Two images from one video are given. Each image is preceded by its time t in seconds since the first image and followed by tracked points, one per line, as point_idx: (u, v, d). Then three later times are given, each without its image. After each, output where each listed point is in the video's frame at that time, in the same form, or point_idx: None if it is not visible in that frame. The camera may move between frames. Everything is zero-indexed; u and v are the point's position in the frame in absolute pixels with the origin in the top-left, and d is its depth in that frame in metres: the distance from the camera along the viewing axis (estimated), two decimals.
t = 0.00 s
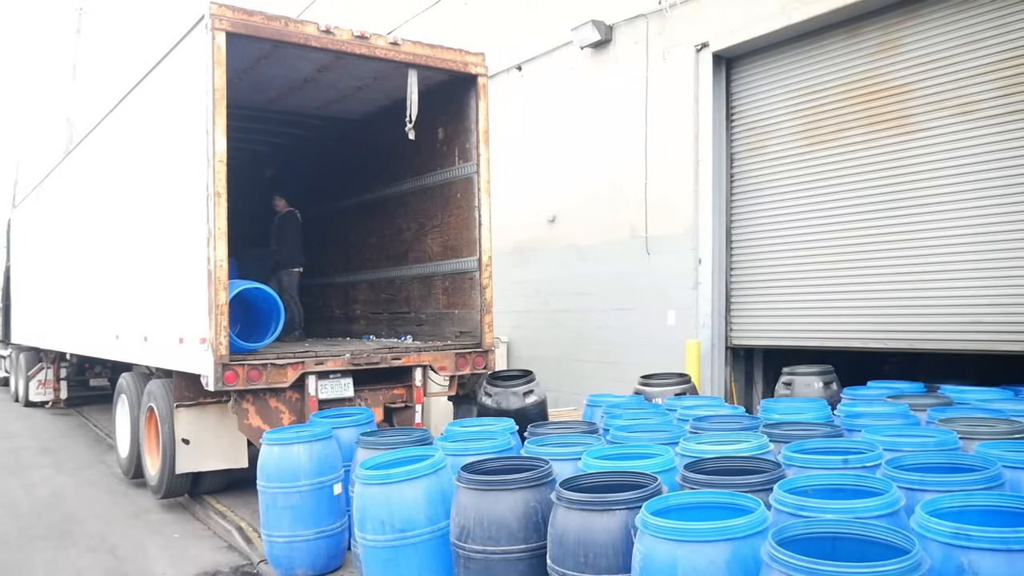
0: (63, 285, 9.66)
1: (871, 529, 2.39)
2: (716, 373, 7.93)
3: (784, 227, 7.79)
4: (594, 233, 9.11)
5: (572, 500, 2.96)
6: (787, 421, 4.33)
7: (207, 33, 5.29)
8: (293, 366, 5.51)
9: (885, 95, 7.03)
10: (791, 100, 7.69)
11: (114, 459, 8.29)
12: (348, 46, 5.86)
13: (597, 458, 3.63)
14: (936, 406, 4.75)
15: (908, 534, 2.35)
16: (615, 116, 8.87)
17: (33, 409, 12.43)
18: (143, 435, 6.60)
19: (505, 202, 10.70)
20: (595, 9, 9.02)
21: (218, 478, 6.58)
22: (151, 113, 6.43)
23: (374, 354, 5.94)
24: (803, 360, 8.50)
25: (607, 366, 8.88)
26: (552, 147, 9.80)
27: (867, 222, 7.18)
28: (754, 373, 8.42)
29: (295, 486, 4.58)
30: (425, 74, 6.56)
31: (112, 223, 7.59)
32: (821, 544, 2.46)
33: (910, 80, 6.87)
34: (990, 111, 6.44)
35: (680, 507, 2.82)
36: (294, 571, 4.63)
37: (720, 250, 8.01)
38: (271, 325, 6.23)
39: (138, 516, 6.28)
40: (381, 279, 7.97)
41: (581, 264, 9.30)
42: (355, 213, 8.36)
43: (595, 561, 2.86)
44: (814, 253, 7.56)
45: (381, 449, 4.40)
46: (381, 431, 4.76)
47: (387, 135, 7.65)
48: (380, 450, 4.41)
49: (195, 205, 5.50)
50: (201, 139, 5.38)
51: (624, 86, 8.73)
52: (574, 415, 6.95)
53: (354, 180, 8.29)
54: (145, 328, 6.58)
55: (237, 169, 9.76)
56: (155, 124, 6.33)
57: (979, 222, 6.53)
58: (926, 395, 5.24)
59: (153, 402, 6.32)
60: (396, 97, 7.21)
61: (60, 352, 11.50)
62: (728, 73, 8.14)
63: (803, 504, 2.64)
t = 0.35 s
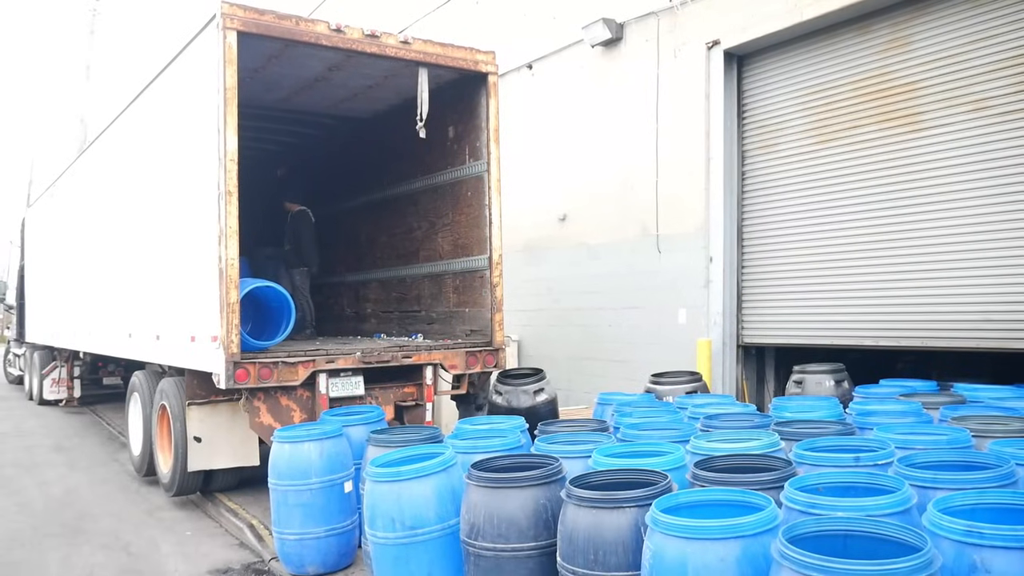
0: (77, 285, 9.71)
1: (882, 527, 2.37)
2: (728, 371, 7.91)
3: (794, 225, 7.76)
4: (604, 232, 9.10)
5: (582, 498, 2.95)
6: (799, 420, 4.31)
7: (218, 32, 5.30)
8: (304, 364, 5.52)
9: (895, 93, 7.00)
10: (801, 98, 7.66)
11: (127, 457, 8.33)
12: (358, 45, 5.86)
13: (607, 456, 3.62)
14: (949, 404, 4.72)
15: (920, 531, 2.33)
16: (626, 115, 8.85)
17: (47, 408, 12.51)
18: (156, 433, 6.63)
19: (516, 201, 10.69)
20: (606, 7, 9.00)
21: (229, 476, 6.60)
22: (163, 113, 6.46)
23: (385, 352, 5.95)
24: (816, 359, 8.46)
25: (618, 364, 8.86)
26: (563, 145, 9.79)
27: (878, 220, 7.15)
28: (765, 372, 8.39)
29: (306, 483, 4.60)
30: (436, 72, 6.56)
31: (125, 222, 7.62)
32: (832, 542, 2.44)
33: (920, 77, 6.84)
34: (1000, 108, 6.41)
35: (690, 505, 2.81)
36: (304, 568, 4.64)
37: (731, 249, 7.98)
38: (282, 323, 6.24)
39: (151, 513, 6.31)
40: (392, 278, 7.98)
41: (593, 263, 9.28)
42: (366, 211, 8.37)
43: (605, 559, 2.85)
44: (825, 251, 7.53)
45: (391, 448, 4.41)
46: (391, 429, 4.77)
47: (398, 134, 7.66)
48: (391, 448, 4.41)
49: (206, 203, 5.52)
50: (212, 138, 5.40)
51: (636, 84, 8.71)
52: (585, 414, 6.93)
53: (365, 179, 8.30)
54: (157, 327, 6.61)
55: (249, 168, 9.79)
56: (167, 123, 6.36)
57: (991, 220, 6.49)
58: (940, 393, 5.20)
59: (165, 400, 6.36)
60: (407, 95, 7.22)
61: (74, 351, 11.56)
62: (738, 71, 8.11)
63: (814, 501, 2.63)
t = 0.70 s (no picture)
0: (85, 284, 9.73)
1: (889, 527, 2.36)
2: (734, 371, 7.89)
3: (802, 225, 7.74)
4: (611, 232, 9.09)
5: (588, 497, 2.95)
6: (805, 419, 4.30)
7: (225, 32, 5.31)
8: (310, 364, 5.53)
9: (903, 91, 6.98)
10: (809, 97, 7.64)
11: (134, 456, 8.35)
12: (365, 44, 5.87)
13: (613, 455, 3.61)
14: (956, 404, 4.70)
15: (926, 531, 2.33)
16: (632, 114, 8.84)
17: (55, 407, 12.56)
18: (163, 432, 6.65)
19: (523, 201, 10.69)
20: (613, 6, 8.99)
21: (236, 474, 6.62)
22: (171, 113, 6.47)
23: (391, 351, 5.95)
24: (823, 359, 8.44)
25: (624, 364, 8.85)
26: (570, 145, 9.79)
27: (886, 220, 7.13)
28: (772, 372, 8.38)
29: (312, 483, 4.60)
30: (442, 72, 6.57)
31: (132, 221, 7.64)
32: (838, 541, 2.44)
33: (929, 76, 6.82)
34: (1009, 106, 6.38)
35: (696, 505, 2.81)
36: (311, 567, 4.65)
37: (737, 248, 7.97)
38: (289, 323, 6.25)
39: (158, 512, 6.32)
40: (398, 278, 7.99)
41: (599, 263, 9.27)
42: (373, 211, 8.38)
43: (610, 558, 2.85)
44: (833, 251, 7.51)
45: (397, 447, 4.41)
46: (397, 428, 4.77)
47: (404, 134, 7.66)
48: (397, 448, 4.42)
49: (213, 203, 5.53)
50: (219, 138, 5.41)
51: (642, 84, 8.70)
52: (591, 414, 6.92)
53: (371, 179, 8.31)
54: (165, 326, 6.62)
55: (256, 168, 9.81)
56: (174, 123, 6.37)
57: (1000, 219, 6.47)
58: (947, 394, 5.18)
59: (172, 399, 6.37)
60: (413, 95, 7.23)
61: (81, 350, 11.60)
62: (746, 70, 8.09)
63: (820, 501, 2.62)
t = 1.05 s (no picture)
0: (88, 285, 9.74)
1: (891, 527, 2.36)
2: (737, 371, 7.89)
3: (805, 225, 7.73)
4: (613, 232, 9.08)
5: (590, 497, 2.95)
6: (808, 420, 4.29)
7: (227, 33, 5.32)
8: (312, 364, 5.53)
9: (906, 91, 6.97)
10: (812, 97, 7.63)
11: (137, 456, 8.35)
12: (367, 45, 5.87)
13: (616, 455, 3.61)
14: (959, 405, 4.69)
15: (929, 531, 2.32)
16: (635, 115, 8.84)
17: (58, 408, 12.58)
18: (165, 432, 6.65)
19: (525, 201, 10.69)
20: (615, 6, 9.00)
21: (239, 475, 6.62)
22: (173, 113, 6.48)
23: (393, 352, 5.95)
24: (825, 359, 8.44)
25: (627, 365, 8.85)
26: (572, 146, 9.78)
27: (889, 220, 7.12)
28: (774, 372, 8.37)
29: (314, 483, 4.60)
30: (444, 72, 6.57)
31: (135, 222, 7.64)
32: (841, 542, 2.43)
33: (931, 76, 6.81)
34: (1012, 106, 6.38)
35: (699, 505, 2.81)
36: (313, 567, 4.65)
37: (740, 248, 7.96)
38: (291, 324, 6.25)
39: (160, 513, 6.33)
40: (400, 278, 7.99)
41: (602, 263, 9.27)
42: (375, 212, 8.39)
43: (613, 558, 2.85)
44: (836, 251, 7.50)
45: (399, 447, 4.41)
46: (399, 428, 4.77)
47: (406, 134, 7.67)
48: (399, 448, 4.42)
49: (216, 204, 5.54)
50: (222, 139, 5.42)
51: (645, 84, 8.69)
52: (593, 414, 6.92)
53: (373, 179, 8.31)
54: (167, 326, 6.62)
55: (259, 169, 9.82)
56: (177, 124, 6.37)
57: (1002, 219, 6.47)
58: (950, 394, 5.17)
59: (175, 400, 6.38)
60: (415, 95, 7.23)
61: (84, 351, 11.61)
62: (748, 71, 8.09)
63: (823, 501, 2.62)
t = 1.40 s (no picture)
0: (87, 284, 9.74)
1: (887, 527, 2.37)
2: (736, 371, 7.89)
3: (804, 225, 7.74)
4: (612, 232, 9.09)
5: (588, 497, 2.95)
6: (806, 420, 4.30)
7: (227, 33, 5.32)
8: (311, 364, 5.54)
9: (905, 92, 6.98)
10: (811, 97, 7.64)
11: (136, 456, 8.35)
12: (366, 45, 5.87)
13: (614, 455, 3.62)
14: (957, 405, 4.70)
15: (925, 531, 2.33)
16: (634, 115, 8.85)
17: (57, 407, 12.58)
18: (164, 432, 6.66)
19: (524, 201, 10.70)
20: (614, 7, 9.00)
21: (238, 475, 6.63)
22: (172, 113, 6.48)
23: (392, 352, 5.95)
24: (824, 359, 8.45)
25: (625, 365, 8.86)
26: (571, 146, 9.79)
27: (888, 220, 7.12)
28: (773, 372, 8.38)
29: (313, 482, 4.61)
30: (443, 73, 6.57)
31: (134, 221, 7.65)
32: (838, 541, 2.44)
33: (931, 76, 6.82)
34: (1011, 106, 6.39)
35: (696, 505, 2.81)
36: (312, 567, 4.65)
37: (738, 248, 7.97)
38: (290, 324, 6.26)
39: (159, 513, 6.33)
40: (399, 278, 8.00)
41: (600, 263, 9.27)
42: (374, 212, 8.39)
43: (611, 558, 2.85)
44: (835, 251, 7.51)
45: (397, 447, 4.42)
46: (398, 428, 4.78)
47: (405, 134, 7.67)
48: (397, 447, 4.42)
49: (215, 205, 5.54)
50: (221, 139, 5.42)
51: (644, 85, 8.69)
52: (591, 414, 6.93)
53: (372, 179, 8.32)
54: (166, 326, 6.63)
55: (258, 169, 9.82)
56: (176, 123, 6.38)
57: (1000, 219, 6.48)
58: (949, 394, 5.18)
59: (174, 400, 6.38)
60: (415, 95, 7.23)
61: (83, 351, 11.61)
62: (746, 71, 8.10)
63: (820, 501, 2.63)
